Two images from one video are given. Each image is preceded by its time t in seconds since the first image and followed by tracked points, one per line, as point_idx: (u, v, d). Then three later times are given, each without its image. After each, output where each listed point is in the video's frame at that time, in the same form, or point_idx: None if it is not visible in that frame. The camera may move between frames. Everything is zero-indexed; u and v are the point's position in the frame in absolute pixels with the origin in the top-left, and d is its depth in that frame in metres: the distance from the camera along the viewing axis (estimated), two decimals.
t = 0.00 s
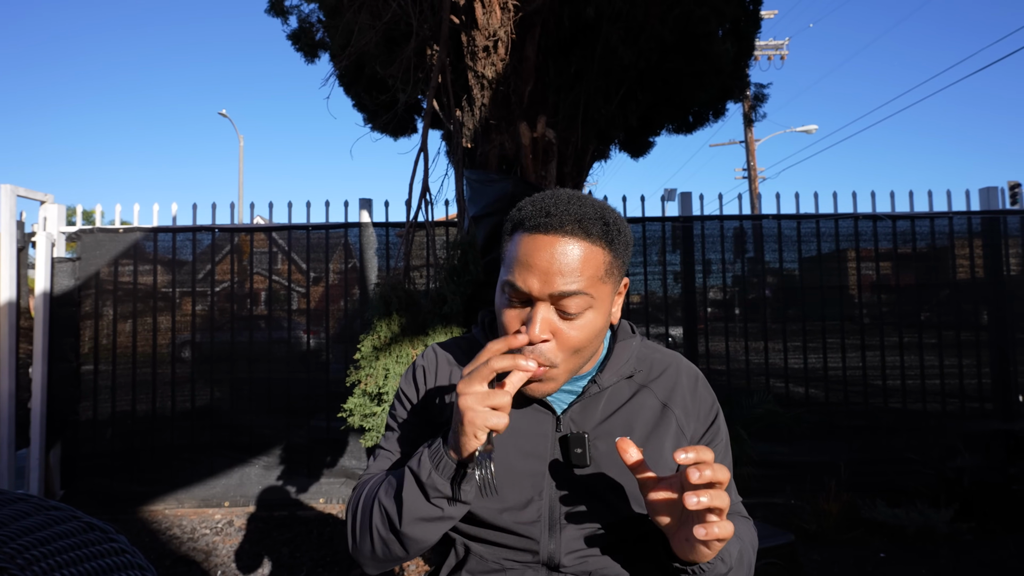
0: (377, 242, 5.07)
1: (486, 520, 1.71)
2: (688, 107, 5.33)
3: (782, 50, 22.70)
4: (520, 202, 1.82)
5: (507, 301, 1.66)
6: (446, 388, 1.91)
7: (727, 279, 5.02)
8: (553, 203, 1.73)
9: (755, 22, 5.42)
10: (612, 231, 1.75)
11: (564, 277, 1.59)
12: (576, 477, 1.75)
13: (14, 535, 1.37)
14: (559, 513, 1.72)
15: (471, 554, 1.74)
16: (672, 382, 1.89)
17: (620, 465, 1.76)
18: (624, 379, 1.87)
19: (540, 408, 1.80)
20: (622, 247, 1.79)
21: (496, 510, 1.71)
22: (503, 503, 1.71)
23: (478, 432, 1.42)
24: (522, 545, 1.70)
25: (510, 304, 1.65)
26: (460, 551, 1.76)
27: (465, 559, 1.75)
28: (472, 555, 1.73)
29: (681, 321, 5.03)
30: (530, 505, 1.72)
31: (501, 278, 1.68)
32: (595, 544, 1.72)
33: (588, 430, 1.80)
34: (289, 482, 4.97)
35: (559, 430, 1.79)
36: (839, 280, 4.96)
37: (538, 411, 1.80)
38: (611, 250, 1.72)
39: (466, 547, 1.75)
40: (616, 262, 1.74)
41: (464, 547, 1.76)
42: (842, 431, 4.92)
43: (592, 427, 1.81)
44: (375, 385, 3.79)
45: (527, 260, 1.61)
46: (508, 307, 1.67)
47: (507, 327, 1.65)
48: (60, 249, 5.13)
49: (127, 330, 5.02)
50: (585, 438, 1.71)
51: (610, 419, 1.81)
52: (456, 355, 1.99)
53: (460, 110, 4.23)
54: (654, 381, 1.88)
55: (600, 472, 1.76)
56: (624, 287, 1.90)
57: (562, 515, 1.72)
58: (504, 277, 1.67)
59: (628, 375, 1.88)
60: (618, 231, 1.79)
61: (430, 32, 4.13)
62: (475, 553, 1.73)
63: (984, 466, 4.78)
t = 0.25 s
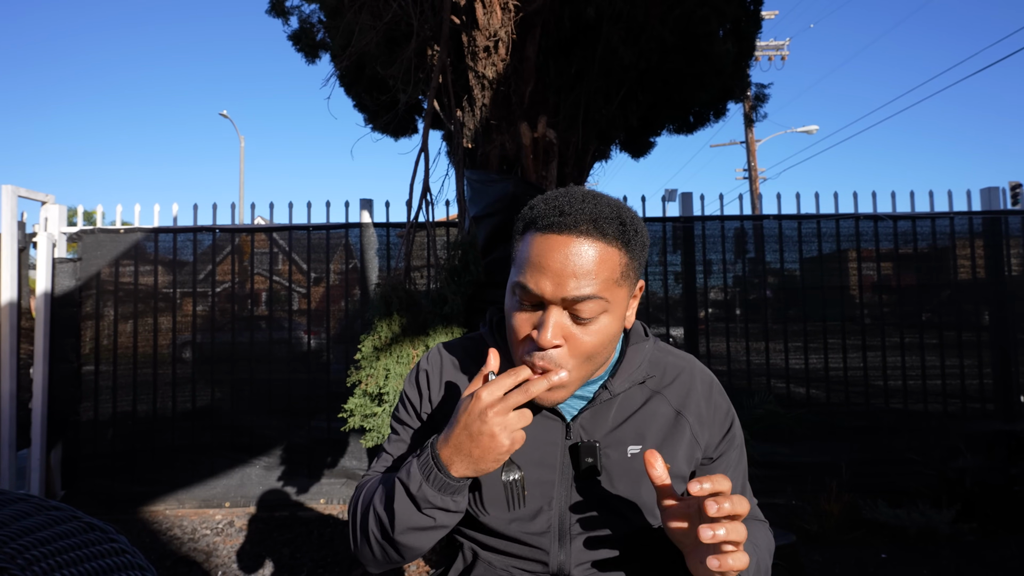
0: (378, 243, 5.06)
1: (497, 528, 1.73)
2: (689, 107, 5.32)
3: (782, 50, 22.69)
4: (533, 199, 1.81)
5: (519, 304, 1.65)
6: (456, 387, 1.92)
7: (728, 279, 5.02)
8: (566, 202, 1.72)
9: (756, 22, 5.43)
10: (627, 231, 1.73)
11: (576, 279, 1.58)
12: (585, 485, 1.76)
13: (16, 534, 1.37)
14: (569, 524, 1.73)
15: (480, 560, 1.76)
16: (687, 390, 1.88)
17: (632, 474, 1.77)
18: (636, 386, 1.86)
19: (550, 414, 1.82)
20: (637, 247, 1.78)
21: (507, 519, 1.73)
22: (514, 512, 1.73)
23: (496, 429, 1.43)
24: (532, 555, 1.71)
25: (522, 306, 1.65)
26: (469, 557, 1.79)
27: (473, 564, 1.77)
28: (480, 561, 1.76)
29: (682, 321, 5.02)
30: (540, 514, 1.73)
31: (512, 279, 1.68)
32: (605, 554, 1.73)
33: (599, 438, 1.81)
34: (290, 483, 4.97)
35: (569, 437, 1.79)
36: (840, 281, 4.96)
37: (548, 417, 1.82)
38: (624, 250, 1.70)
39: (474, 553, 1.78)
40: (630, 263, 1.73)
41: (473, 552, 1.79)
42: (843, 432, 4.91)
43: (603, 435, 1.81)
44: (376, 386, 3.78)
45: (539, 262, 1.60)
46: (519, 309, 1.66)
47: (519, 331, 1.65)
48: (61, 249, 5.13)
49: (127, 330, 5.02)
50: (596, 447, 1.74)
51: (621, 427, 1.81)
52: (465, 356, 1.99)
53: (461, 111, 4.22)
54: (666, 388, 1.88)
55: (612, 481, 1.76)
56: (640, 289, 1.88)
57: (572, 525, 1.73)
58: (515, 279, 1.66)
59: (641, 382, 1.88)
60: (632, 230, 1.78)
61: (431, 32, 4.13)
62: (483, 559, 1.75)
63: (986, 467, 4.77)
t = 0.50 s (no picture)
0: (379, 244, 5.07)
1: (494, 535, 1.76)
2: (690, 108, 5.32)
3: (783, 51, 22.70)
4: (535, 201, 1.81)
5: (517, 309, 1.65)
6: (451, 393, 1.87)
7: (728, 280, 5.02)
8: (566, 203, 1.70)
9: (756, 22, 5.43)
10: (629, 233, 1.70)
11: (573, 284, 1.56)
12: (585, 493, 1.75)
13: (18, 535, 1.38)
14: (567, 535, 1.73)
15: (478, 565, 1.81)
16: (699, 400, 1.82)
17: (635, 485, 1.74)
18: (643, 392, 1.82)
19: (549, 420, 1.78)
20: (642, 249, 1.73)
21: (502, 527, 1.75)
22: (510, 520, 1.75)
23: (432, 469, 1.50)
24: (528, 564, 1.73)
25: (519, 310, 1.64)
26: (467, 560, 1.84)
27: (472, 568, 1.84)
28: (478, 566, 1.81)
29: (682, 322, 5.02)
30: (538, 525, 1.74)
31: (511, 283, 1.67)
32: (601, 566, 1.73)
33: (602, 445, 1.78)
34: (290, 484, 4.97)
35: (570, 444, 1.78)
36: (841, 281, 4.96)
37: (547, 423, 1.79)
38: (627, 253, 1.67)
39: (473, 558, 1.84)
40: (634, 267, 1.69)
41: (471, 557, 1.84)
42: (844, 432, 4.91)
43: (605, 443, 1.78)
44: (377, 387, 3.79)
45: (535, 267, 1.59)
46: (518, 314, 1.65)
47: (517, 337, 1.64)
48: (62, 251, 5.14)
49: (128, 332, 5.02)
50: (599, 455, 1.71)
51: (626, 435, 1.78)
52: (466, 363, 1.94)
53: (462, 112, 4.20)
54: (678, 397, 1.82)
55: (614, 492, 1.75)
56: (650, 294, 1.84)
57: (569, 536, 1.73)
58: (513, 284, 1.66)
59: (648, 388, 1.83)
60: (637, 233, 1.74)
61: (431, 33, 4.13)
62: (481, 565, 1.81)
63: (987, 467, 4.77)
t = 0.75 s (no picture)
0: (379, 244, 5.07)
1: (489, 548, 1.77)
2: (690, 108, 5.32)
3: (784, 52, 22.72)
4: (527, 197, 1.74)
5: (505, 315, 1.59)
6: (443, 399, 1.83)
7: (729, 280, 5.02)
8: (557, 205, 1.63)
9: (757, 23, 5.43)
10: (624, 235, 1.62)
11: (560, 290, 1.50)
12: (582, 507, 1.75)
13: (17, 535, 1.38)
14: (564, 553, 1.75)
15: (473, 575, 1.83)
16: (705, 412, 1.82)
17: (636, 499, 1.76)
18: (647, 402, 1.80)
19: (546, 430, 1.76)
20: (639, 253, 1.65)
21: (498, 540, 1.77)
22: (507, 533, 1.76)
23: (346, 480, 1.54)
24: None
25: (507, 316, 1.58)
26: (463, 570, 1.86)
27: None
28: None
29: (683, 323, 5.02)
30: (535, 541, 1.75)
31: (499, 287, 1.61)
32: None
33: (602, 457, 1.77)
34: (290, 484, 4.97)
35: (567, 455, 1.76)
36: (841, 282, 4.96)
37: (544, 433, 1.76)
38: (620, 257, 1.59)
39: (466, 567, 1.85)
40: (628, 272, 1.61)
41: (466, 566, 1.85)
42: (844, 433, 4.91)
43: (605, 454, 1.77)
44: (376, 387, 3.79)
45: (520, 271, 1.53)
46: (506, 320, 1.60)
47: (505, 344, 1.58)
48: (63, 251, 5.15)
49: (128, 331, 5.03)
50: (599, 469, 1.71)
51: (628, 448, 1.77)
52: (461, 365, 1.90)
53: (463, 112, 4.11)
54: (682, 406, 1.81)
55: (614, 507, 1.75)
56: (651, 298, 1.76)
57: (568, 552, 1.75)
58: (501, 289, 1.59)
59: (652, 399, 1.81)
60: (633, 236, 1.66)
61: (432, 34, 4.13)
62: None
63: (987, 468, 4.76)
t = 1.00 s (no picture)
0: (379, 245, 5.07)
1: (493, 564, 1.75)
2: (690, 109, 5.32)
3: (784, 53, 22.74)
4: (541, 202, 1.68)
5: (511, 330, 1.54)
6: (445, 399, 1.80)
7: (729, 281, 5.02)
8: (572, 217, 1.57)
9: (757, 24, 5.43)
10: (641, 254, 1.56)
11: (569, 310, 1.45)
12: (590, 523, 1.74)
13: (18, 535, 1.38)
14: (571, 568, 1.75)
15: None
16: (714, 425, 1.83)
17: (645, 514, 1.77)
18: (658, 416, 1.80)
19: (556, 444, 1.76)
20: (656, 272, 1.60)
21: (503, 556, 1.75)
22: (512, 549, 1.75)
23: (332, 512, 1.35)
24: None
25: (513, 330, 1.54)
26: None
27: None
28: None
29: (683, 323, 5.02)
30: (541, 556, 1.74)
31: (506, 298, 1.56)
32: None
33: (612, 472, 1.76)
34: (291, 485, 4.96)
35: (577, 471, 1.76)
36: (841, 283, 4.96)
37: (553, 446, 1.76)
38: (635, 277, 1.53)
39: None
40: (643, 293, 1.55)
41: None
42: (845, 434, 4.91)
43: (615, 469, 1.76)
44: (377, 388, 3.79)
45: (529, 287, 1.48)
46: (511, 334, 1.55)
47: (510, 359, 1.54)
48: (64, 252, 5.15)
49: (129, 332, 5.03)
50: (610, 488, 1.70)
51: (639, 463, 1.77)
52: (463, 365, 1.87)
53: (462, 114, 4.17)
54: (693, 420, 1.82)
55: (623, 523, 1.75)
56: (666, 317, 1.72)
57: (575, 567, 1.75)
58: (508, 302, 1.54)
59: (663, 412, 1.80)
60: (651, 254, 1.60)
61: (432, 35, 4.14)
62: None
63: (988, 469, 4.76)
